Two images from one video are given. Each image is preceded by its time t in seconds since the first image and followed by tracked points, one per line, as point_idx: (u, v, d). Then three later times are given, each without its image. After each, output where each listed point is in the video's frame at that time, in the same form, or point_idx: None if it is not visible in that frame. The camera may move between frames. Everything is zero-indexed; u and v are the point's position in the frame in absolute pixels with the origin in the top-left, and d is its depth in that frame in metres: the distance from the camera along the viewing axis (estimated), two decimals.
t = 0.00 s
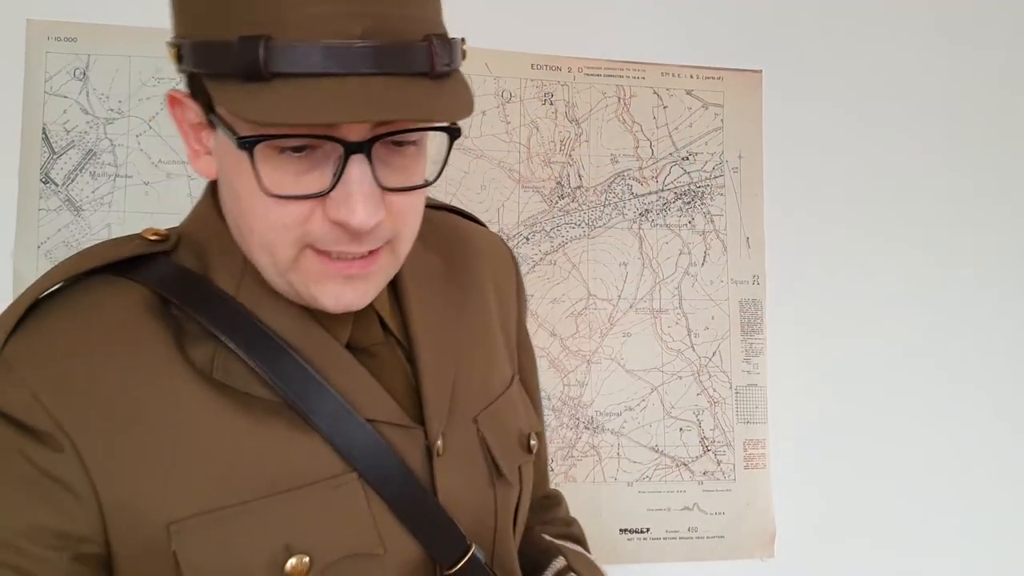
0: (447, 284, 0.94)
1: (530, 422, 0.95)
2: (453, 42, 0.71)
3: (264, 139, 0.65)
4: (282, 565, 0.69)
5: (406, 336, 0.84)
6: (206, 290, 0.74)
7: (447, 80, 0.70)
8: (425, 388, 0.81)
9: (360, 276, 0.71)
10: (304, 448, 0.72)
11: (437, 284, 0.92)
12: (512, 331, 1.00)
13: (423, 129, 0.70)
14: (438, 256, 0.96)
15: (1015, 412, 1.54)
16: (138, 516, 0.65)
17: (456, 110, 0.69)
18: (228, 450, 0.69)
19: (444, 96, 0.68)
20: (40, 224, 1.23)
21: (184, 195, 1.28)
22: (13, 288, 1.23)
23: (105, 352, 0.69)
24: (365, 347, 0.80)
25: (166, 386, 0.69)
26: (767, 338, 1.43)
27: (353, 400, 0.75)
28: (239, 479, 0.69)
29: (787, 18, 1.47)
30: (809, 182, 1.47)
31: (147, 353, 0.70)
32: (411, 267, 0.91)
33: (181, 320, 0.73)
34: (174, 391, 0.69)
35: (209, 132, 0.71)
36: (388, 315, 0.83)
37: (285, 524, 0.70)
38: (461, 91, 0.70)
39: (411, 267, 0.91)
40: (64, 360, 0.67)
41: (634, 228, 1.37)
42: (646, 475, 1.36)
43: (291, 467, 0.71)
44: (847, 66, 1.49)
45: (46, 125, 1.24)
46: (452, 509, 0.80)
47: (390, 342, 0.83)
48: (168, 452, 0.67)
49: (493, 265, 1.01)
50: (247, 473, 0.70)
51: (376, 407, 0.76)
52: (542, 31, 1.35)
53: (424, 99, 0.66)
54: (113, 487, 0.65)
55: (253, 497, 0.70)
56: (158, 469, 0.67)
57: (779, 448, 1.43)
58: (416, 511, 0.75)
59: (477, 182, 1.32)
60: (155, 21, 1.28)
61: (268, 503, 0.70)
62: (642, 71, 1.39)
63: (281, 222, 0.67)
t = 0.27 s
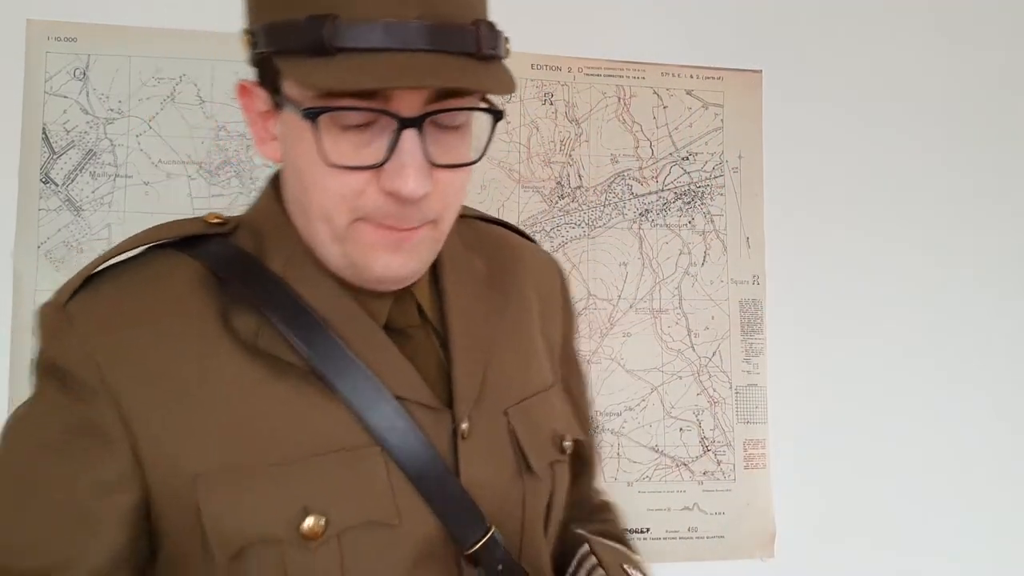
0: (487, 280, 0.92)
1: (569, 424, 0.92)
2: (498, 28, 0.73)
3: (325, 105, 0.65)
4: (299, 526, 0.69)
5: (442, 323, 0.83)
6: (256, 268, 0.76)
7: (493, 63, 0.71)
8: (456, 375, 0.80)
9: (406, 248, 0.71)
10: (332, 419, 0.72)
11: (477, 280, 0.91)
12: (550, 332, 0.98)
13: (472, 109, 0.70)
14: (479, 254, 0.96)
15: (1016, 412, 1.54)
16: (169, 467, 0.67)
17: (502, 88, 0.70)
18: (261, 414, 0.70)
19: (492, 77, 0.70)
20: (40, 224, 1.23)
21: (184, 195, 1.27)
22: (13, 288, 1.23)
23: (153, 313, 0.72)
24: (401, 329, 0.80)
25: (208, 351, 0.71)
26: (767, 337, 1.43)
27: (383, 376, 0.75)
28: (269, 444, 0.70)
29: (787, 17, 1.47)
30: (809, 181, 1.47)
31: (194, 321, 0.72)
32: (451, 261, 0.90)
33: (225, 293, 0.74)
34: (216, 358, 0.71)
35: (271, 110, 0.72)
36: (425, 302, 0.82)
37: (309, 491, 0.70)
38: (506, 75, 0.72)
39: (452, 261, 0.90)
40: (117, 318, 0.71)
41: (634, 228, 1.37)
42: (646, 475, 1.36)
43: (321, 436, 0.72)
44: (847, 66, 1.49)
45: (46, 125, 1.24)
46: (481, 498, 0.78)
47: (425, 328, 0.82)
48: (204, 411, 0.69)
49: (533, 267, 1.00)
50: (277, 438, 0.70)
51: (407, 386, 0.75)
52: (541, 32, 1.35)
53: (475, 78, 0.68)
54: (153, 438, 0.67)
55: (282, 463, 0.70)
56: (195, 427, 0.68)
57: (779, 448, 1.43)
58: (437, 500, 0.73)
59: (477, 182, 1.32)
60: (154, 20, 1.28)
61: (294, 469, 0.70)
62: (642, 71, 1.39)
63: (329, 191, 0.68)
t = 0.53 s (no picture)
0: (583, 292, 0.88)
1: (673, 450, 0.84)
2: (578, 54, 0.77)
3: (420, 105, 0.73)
4: (365, 471, 0.72)
5: (524, 318, 0.82)
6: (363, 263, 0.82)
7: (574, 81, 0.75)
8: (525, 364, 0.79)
9: (491, 241, 0.74)
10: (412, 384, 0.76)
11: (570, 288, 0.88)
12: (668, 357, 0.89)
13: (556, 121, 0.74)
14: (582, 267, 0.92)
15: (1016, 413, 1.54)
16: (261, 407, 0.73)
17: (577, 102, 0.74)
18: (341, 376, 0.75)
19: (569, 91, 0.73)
20: (40, 224, 1.23)
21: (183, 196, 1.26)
22: (12, 288, 1.22)
23: (273, 283, 0.81)
24: (480, 317, 0.81)
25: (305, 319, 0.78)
26: (767, 337, 1.43)
27: (455, 354, 0.77)
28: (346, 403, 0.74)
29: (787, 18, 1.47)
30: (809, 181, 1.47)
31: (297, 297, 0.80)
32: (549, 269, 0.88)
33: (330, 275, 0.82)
34: (310, 326, 0.78)
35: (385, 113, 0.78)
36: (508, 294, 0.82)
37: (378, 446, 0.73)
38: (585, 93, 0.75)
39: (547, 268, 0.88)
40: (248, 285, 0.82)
41: (634, 228, 1.37)
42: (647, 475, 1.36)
43: (397, 401, 0.75)
44: (847, 66, 1.49)
45: (46, 124, 1.24)
46: (540, 498, 0.75)
47: (506, 320, 0.82)
48: (295, 366, 0.75)
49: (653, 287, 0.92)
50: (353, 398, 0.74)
51: (473, 365, 0.77)
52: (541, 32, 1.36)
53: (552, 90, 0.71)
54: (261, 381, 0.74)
55: (363, 423, 0.74)
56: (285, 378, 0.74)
57: (779, 448, 1.43)
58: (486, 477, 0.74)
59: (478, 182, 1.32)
60: (154, 20, 1.28)
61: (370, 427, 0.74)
62: (642, 71, 1.39)
63: (418, 178, 0.73)
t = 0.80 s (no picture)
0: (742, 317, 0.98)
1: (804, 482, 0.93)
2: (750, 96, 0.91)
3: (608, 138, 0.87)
4: (514, 455, 0.90)
5: (680, 342, 0.95)
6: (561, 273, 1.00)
7: (749, 120, 0.88)
8: (673, 382, 0.92)
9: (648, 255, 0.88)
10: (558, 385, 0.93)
11: (740, 315, 0.98)
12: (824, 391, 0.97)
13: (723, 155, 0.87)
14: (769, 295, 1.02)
15: None
16: (443, 383, 0.95)
17: (738, 135, 0.86)
18: (507, 365, 0.95)
19: (739, 128, 0.86)
20: (41, 224, 1.24)
21: (184, 195, 1.27)
22: (13, 288, 1.23)
23: (470, 289, 1.03)
24: (638, 332, 0.96)
25: (485, 320, 0.99)
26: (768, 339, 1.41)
27: (606, 363, 0.92)
28: (511, 388, 0.94)
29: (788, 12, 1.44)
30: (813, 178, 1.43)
31: (492, 299, 1.00)
32: (729, 298, 0.99)
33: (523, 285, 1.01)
34: (490, 325, 0.98)
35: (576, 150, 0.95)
36: (668, 322, 0.96)
37: (531, 428, 0.91)
38: (751, 131, 0.88)
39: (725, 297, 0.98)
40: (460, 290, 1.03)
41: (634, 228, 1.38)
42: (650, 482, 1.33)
43: (540, 400, 0.93)
44: (855, 64, 1.45)
45: (46, 125, 1.24)
46: (667, 502, 0.88)
47: (662, 342, 0.96)
48: (474, 353, 0.97)
49: (818, 319, 1.00)
50: (516, 384, 0.94)
51: (621, 374, 0.92)
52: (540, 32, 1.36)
53: (718, 125, 0.85)
54: (445, 364, 0.96)
55: (524, 415, 0.92)
56: (467, 362, 0.96)
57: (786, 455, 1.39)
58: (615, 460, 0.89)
59: (478, 182, 1.33)
60: (152, 20, 1.28)
61: (530, 420, 0.92)
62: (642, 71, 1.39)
63: (601, 201, 0.89)
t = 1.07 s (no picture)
0: (804, 314, 0.96)
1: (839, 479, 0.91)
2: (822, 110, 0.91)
3: (691, 134, 0.88)
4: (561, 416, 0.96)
5: (728, 330, 0.95)
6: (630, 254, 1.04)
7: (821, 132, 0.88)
8: (715, 364, 0.92)
9: (716, 249, 0.88)
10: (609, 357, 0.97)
11: (805, 312, 0.97)
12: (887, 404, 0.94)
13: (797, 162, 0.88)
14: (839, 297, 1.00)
15: None
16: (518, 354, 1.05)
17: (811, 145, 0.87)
18: (570, 337, 1.01)
19: (815, 138, 0.87)
20: (41, 224, 1.24)
21: (184, 195, 1.27)
22: (13, 288, 1.23)
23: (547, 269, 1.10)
24: (688, 319, 0.97)
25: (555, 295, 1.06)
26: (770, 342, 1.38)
27: (653, 338, 0.95)
28: (568, 357, 0.99)
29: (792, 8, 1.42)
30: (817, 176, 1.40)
31: (568, 276, 1.07)
32: (794, 292, 0.97)
33: (594, 265, 1.06)
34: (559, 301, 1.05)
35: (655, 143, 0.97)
36: (721, 309, 0.95)
37: (580, 393, 0.97)
38: (822, 141, 0.88)
39: (790, 294, 0.97)
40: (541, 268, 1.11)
41: (634, 228, 1.38)
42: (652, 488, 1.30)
43: (593, 370, 0.97)
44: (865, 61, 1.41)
45: (47, 125, 1.24)
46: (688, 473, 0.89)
47: (711, 329, 0.96)
48: (545, 328, 1.04)
49: (896, 328, 0.98)
50: (572, 353, 1.00)
51: (668, 353, 0.93)
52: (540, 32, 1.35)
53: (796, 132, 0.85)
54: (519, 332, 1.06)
55: (576, 382, 0.98)
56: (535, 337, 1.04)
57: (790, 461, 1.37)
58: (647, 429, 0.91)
59: (478, 181, 1.33)
60: (151, 20, 1.27)
61: (580, 387, 0.97)
62: (642, 72, 1.38)
63: (673, 192, 0.90)
